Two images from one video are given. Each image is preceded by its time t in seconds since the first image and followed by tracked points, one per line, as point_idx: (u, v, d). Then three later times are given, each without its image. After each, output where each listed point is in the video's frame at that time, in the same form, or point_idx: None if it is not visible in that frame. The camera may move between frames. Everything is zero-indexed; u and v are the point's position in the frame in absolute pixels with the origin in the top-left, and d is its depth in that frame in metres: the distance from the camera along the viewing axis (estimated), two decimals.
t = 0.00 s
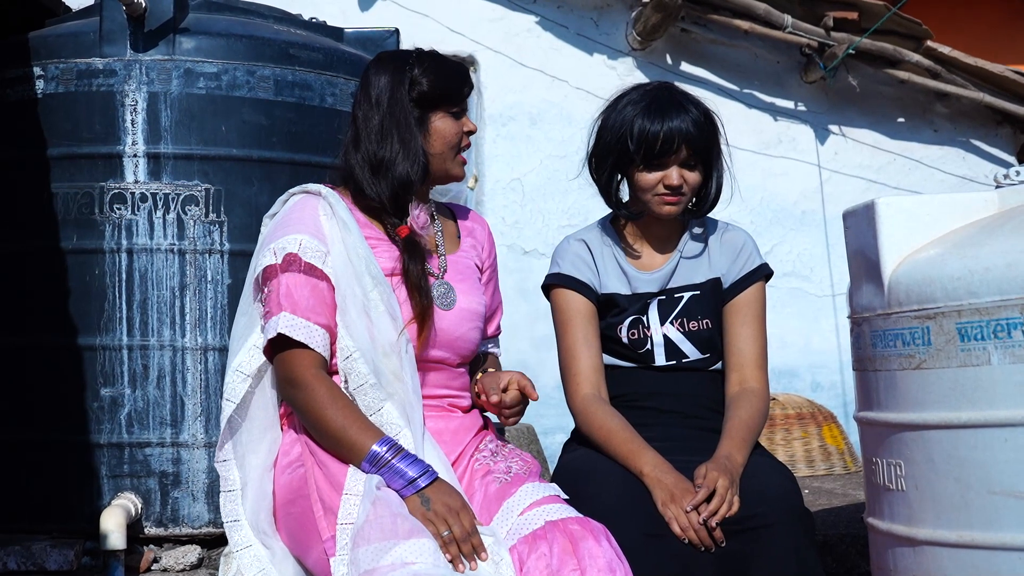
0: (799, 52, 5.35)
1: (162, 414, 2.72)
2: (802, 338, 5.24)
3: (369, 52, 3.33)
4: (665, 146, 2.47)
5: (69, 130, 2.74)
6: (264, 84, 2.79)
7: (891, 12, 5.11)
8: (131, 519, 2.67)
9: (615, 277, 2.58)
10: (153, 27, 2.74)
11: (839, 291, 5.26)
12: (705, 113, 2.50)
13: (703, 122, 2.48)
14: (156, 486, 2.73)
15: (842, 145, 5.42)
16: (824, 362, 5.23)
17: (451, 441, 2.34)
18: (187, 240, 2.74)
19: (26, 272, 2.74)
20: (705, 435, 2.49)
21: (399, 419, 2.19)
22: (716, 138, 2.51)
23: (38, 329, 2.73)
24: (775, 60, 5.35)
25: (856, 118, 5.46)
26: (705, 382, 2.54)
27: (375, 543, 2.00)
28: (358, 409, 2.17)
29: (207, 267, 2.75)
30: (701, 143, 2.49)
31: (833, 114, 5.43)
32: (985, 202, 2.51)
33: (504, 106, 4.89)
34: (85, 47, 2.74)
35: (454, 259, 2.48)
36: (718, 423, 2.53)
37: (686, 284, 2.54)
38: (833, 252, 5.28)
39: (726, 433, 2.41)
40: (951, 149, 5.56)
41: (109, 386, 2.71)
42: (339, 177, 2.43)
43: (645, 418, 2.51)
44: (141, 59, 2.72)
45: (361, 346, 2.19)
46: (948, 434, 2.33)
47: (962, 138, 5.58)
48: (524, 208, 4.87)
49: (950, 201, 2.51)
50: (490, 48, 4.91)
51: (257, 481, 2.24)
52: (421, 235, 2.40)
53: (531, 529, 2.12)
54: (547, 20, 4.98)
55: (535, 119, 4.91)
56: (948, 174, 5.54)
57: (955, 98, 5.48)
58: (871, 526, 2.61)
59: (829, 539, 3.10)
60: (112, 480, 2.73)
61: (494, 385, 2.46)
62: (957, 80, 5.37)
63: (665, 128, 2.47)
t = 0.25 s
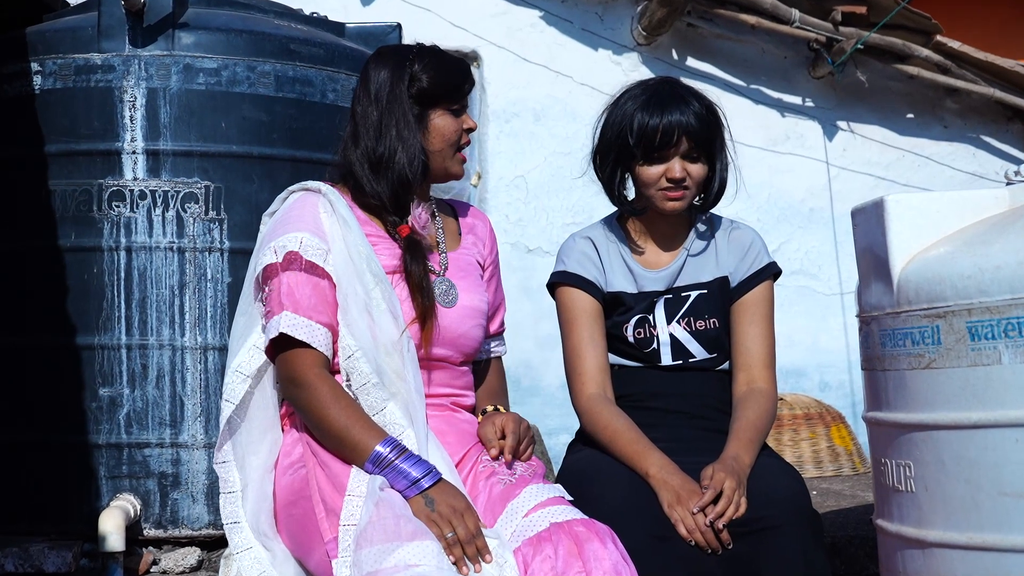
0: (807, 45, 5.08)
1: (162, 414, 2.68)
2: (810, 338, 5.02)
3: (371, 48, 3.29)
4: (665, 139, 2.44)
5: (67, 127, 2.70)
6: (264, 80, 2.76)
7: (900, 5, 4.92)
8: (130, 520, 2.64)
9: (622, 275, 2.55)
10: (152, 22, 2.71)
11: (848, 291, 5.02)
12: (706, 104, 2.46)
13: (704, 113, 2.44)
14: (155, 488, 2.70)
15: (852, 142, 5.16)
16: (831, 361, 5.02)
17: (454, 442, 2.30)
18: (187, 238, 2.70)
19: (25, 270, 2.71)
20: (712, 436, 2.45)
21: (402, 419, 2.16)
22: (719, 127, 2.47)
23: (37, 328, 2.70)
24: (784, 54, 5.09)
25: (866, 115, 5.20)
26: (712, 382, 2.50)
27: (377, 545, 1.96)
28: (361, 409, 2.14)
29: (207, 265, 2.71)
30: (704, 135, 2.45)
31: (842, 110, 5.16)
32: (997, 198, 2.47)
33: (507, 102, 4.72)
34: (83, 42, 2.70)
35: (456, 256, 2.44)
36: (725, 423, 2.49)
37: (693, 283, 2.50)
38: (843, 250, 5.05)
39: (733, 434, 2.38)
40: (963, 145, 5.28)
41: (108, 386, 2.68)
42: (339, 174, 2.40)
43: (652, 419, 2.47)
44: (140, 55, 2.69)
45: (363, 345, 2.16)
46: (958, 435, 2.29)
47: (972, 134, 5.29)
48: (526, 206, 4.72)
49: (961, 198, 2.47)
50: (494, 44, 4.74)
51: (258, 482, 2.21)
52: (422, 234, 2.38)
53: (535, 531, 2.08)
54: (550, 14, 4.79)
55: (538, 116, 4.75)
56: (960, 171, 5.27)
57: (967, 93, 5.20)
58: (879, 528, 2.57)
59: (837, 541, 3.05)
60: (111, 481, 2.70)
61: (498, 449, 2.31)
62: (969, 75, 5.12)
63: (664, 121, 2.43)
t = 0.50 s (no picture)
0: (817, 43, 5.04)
1: (163, 416, 2.65)
2: (819, 339, 4.97)
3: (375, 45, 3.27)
4: (663, 132, 2.42)
5: (67, 125, 2.68)
6: (266, 78, 2.73)
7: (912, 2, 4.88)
8: (130, 523, 2.61)
9: (630, 274, 2.52)
10: (153, 20, 2.68)
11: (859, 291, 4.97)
12: (706, 97, 2.44)
13: (703, 105, 2.42)
14: (156, 490, 2.67)
15: (862, 141, 5.11)
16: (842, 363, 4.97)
17: (459, 445, 2.27)
18: (188, 237, 2.67)
19: (24, 271, 2.69)
20: (720, 438, 2.41)
21: (408, 423, 2.13)
22: (720, 116, 2.44)
23: (37, 328, 2.67)
24: (792, 53, 5.04)
25: (877, 113, 5.15)
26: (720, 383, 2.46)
27: (382, 549, 1.94)
28: (367, 412, 2.11)
29: (208, 265, 2.68)
30: (704, 128, 2.43)
31: (851, 108, 5.11)
32: (1009, 197, 2.43)
33: (512, 99, 4.67)
34: (83, 39, 2.68)
35: (461, 256, 2.41)
36: (733, 426, 2.45)
37: (703, 283, 2.47)
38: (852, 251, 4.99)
39: (742, 436, 2.34)
40: (974, 144, 5.24)
41: (108, 387, 2.65)
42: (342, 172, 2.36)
43: (659, 421, 2.44)
44: (141, 52, 2.66)
45: (370, 347, 2.12)
46: (969, 437, 2.25)
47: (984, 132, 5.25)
48: (532, 205, 4.66)
49: (972, 197, 2.42)
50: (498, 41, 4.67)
51: (260, 485, 2.18)
52: (426, 237, 2.31)
53: (541, 535, 2.05)
54: (556, 11, 4.74)
55: (544, 114, 4.69)
56: (972, 169, 5.23)
57: (979, 91, 5.16)
58: (889, 531, 2.53)
59: (847, 545, 3.03)
60: (111, 483, 2.67)
61: (504, 454, 2.28)
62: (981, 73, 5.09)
63: (662, 114, 2.42)
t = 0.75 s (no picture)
0: (830, 40, 4.92)
1: (167, 418, 2.62)
2: (834, 341, 4.85)
3: (382, 42, 3.23)
4: (657, 122, 2.43)
5: (70, 123, 2.64)
6: (272, 75, 2.69)
7: None
8: (133, 527, 2.57)
9: (645, 271, 2.47)
10: (157, 16, 2.65)
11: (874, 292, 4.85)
12: (705, 88, 2.44)
13: (699, 95, 2.42)
14: (160, 494, 2.63)
15: (878, 139, 4.99)
16: (858, 366, 4.85)
17: (468, 448, 2.24)
18: (192, 237, 2.64)
19: (27, 271, 2.65)
20: (733, 442, 2.37)
21: (417, 427, 2.09)
22: (717, 104, 2.41)
23: (39, 329, 2.64)
24: (808, 49, 4.92)
25: (890, 109, 5.02)
26: (733, 387, 2.42)
27: (389, 554, 1.90)
28: (374, 416, 2.07)
29: (213, 265, 2.64)
30: (700, 117, 2.41)
31: (867, 106, 4.99)
32: None
33: (522, 97, 4.55)
34: (87, 36, 2.64)
35: (469, 257, 2.36)
36: (746, 429, 2.41)
37: (719, 281, 2.43)
38: (868, 252, 4.88)
39: (754, 438, 2.30)
40: (993, 142, 5.09)
41: (111, 389, 2.61)
42: (349, 171, 2.32)
43: (671, 425, 2.40)
44: (145, 49, 2.62)
45: (378, 349, 2.08)
46: (987, 440, 2.21)
47: (1002, 130, 5.10)
48: (542, 205, 4.55)
49: (992, 195, 2.35)
50: (507, 38, 4.56)
51: (265, 490, 2.14)
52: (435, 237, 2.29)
53: (551, 541, 2.01)
54: (566, 7, 4.62)
55: (554, 111, 4.58)
56: (988, 168, 5.09)
57: (996, 89, 5.01)
58: (906, 537, 2.48)
59: (862, 552, 2.97)
60: (114, 487, 2.63)
61: (513, 455, 2.25)
62: (999, 70, 4.94)
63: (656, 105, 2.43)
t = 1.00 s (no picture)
0: (841, 35, 4.89)
1: (165, 420, 2.58)
2: (843, 342, 4.81)
3: (385, 36, 3.19)
4: (649, 127, 2.41)
5: (67, 119, 2.60)
6: (273, 71, 2.65)
7: None
8: (132, 530, 2.53)
9: (655, 272, 2.43)
10: (156, 11, 2.61)
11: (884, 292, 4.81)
12: (694, 86, 2.40)
13: (686, 95, 2.38)
14: (158, 497, 2.59)
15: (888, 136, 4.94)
16: (867, 367, 4.81)
17: (471, 450, 2.20)
18: (192, 235, 2.60)
19: (24, 270, 2.61)
20: (742, 444, 2.33)
21: (419, 428, 2.05)
22: (707, 100, 2.37)
23: (37, 328, 2.60)
24: (817, 44, 4.89)
25: (901, 105, 4.98)
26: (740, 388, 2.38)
27: (391, 558, 1.86)
28: (375, 418, 2.03)
29: (212, 264, 2.61)
30: (690, 115, 2.37)
31: (877, 102, 4.95)
32: None
33: (527, 94, 4.50)
34: (85, 31, 2.60)
35: (472, 255, 2.33)
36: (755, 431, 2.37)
37: (730, 283, 2.39)
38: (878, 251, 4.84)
39: (760, 442, 2.26)
40: (1005, 140, 5.05)
41: (108, 390, 2.58)
42: (349, 168, 2.28)
43: (679, 426, 2.36)
44: (143, 44, 2.59)
45: (379, 350, 2.05)
46: (1000, 443, 2.16)
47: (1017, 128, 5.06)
48: (547, 203, 4.50)
49: (1006, 193, 2.29)
50: (512, 33, 4.51)
51: (264, 493, 2.10)
52: (438, 237, 2.27)
53: (556, 545, 1.96)
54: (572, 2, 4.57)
55: (559, 108, 4.53)
56: (1001, 167, 5.04)
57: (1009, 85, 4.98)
58: (917, 541, 2.44)
59: (872, 555, 2.93)
60: (112, 489, 2.59)
61: (519, 459, 2.20)
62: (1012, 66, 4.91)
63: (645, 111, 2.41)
